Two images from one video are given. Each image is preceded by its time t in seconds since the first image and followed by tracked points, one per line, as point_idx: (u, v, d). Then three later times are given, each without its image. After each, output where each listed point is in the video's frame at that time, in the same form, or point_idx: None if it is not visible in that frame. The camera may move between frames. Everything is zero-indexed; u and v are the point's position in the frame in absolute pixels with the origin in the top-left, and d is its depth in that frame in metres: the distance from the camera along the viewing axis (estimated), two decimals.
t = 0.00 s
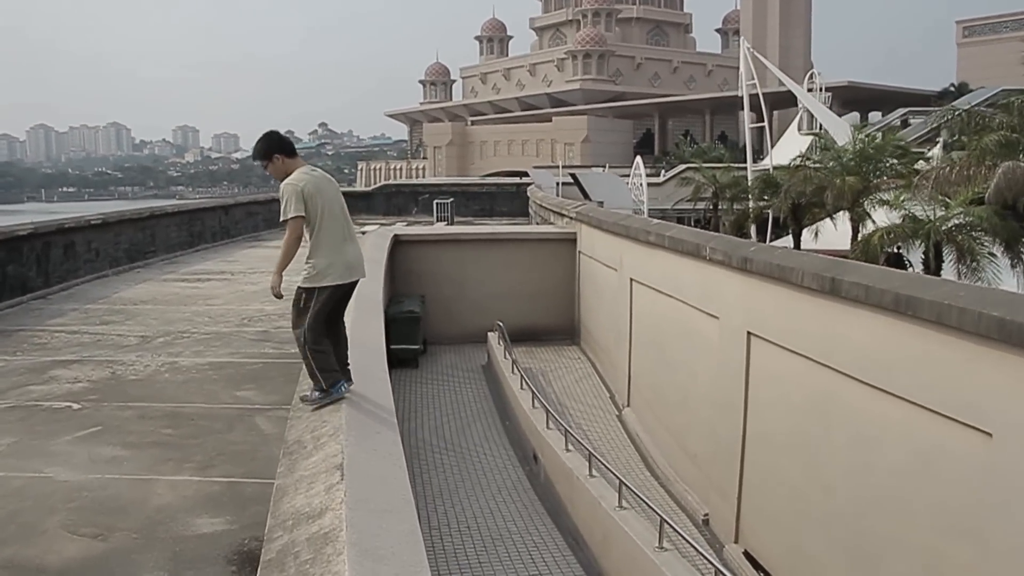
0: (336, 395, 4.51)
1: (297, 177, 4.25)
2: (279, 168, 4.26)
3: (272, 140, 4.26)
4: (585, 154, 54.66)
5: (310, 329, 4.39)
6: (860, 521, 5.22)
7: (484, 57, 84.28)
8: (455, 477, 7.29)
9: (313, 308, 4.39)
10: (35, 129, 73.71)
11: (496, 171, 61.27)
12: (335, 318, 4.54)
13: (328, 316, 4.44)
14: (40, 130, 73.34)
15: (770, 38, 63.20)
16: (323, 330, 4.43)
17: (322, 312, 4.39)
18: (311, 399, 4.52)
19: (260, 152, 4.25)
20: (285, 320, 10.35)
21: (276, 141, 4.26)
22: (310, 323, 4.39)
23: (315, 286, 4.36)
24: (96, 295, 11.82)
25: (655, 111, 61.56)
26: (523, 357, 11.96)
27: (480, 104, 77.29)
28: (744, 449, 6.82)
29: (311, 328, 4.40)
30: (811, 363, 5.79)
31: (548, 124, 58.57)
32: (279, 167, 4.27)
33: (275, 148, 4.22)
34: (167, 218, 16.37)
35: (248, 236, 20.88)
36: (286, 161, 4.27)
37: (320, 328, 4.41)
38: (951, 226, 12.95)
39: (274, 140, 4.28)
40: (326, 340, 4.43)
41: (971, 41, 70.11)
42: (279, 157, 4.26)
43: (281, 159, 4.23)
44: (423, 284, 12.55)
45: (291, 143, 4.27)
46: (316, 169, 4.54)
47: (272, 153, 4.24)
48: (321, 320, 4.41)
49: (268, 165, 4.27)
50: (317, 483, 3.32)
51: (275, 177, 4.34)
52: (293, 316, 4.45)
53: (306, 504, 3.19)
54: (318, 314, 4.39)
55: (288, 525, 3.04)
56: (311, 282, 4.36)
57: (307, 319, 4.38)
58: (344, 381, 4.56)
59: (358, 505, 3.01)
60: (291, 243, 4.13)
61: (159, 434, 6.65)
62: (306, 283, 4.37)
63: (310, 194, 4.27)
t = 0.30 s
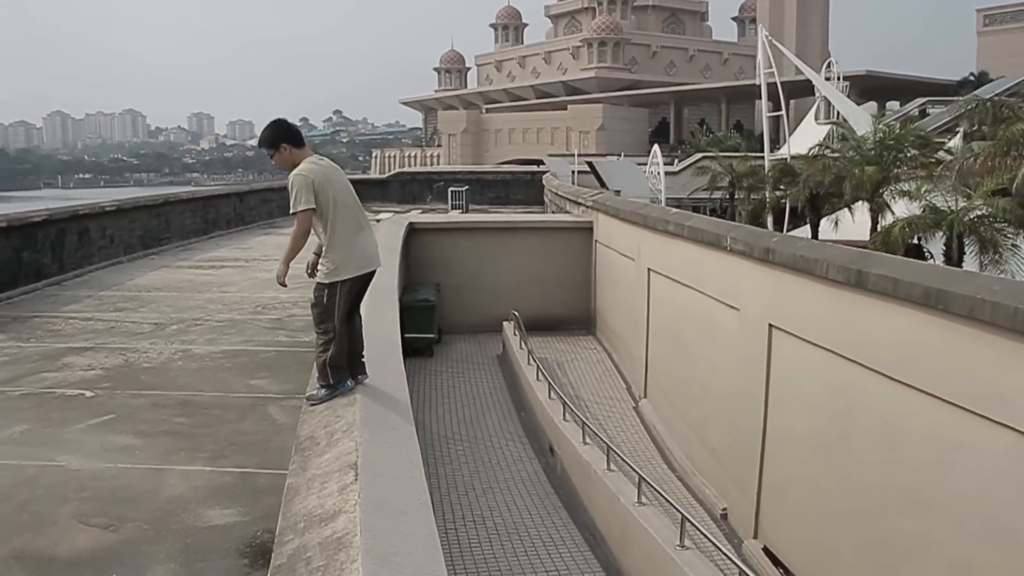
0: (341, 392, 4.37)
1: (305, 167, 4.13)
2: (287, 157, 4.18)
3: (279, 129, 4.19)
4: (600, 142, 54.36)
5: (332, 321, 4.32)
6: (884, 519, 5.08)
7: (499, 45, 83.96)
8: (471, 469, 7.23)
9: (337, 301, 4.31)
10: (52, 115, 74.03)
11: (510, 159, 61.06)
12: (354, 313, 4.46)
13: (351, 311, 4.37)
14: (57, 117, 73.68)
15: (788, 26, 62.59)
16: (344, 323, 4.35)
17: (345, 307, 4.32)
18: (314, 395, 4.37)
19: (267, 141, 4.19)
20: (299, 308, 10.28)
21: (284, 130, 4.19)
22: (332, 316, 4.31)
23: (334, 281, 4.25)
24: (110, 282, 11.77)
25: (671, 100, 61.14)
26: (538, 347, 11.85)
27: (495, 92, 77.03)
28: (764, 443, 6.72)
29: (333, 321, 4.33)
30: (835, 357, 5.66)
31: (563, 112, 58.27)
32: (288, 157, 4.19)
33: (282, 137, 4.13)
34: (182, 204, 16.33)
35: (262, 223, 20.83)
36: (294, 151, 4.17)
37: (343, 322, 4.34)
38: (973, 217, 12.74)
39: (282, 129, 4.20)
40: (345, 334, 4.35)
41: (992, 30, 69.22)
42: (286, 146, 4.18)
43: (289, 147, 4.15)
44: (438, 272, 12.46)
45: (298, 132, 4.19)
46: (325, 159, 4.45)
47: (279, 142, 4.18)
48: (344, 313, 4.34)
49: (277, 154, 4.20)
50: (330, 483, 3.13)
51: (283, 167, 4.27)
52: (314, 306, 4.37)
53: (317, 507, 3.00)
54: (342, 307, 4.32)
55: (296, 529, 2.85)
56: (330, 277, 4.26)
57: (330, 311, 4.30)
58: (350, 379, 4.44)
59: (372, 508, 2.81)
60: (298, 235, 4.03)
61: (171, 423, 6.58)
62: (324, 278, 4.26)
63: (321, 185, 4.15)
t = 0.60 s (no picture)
0: (363, 386, 4.28)
1: (319, 161, 4.01)
2: (300, 152, 4.04)
3: (291, 122, 4.03)
4: (625, 130, 53.95)
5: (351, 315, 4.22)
6: (920, 518, 4.93)
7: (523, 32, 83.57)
8: (495, 461, 7.16)
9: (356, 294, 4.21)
10: (80, 103, 74.71)
11: (534, 146, 60.80)
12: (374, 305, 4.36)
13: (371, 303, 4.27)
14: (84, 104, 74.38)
15: (816, 11, 61.74)
16: (363, 317, 4.25)
17: (365, 300, 4.22)
18: (336, 391, 4.27)
19: (279, 134, 4.03)
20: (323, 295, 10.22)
21: (296, 123, 4.03)
22: (351, 310, 4.21)
23: (354, 274, 4.15)
24: (136, 269, 11.79)
25: (696, 87, 60.56)
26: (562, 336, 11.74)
27: (519, 79, 76.71)
28: (794, 437, 6.59)
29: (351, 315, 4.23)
30: (869, 350, 5.51)
31: (588, 99, 57.89)
32: (300, 151, 4.05)
33: (293, 131, 3.99)
34: (207, 191, 16.34)
35: (286, 210, 20.84)
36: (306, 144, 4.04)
37: (363, 315, 4.24)
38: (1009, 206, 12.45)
39: (294, 122, 4.05)
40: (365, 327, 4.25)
41: None
42: (298, 140, 4.03)
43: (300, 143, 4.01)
44: (461, 260, 12.37)
45: (310, 126, 4.03)
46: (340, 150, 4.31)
47: (292, 137, 4.03)
48: (363, 307, 4.24)
49: (289, 148, 4.06)
50: (353, 483, 2.98)
51: (296, 161, 4.13)
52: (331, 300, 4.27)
53: (339, 508, 2.85)
54: (361, 300, 4.22)
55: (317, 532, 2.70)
56: (349, 270, 4.16)
57: (349, 305, 4.21)
58: (371, 373, 4.35)
59: (395, 510, 2.65)
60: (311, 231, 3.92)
61: (195, 411, 6.53)
62: (344, 271, 4.17)
63: (336, 178, 4.03)
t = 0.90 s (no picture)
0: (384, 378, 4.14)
1: (330, 155, 3.89)
2: (309, 151, 3.92)
3: (297, 122, 3.90)
4: (650, 116, 53.48)
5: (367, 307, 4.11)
6: (958, 518, 4.78)
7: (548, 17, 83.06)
8: (519, 452, 7.08)
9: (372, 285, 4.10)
10: (108, 88, 75.26)
11: (559, 132, 60.46)
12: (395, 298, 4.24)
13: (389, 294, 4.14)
14: (112, 88, 74.93)
15: None
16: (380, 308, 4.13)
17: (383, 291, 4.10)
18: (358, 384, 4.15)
19: (285, 135, 3.91)
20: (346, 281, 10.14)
21: (302, 123, 3.91)
22: (367, 301, 4.10)
23: (371, 265, 4.04)
24: (160, 253, 11.78)
25: (723, 73, 59.91)
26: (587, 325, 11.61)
27: (543, 64, 76.28)
28: (824, 431, 6.45)
29: (368, 306, 4.11)
30: (905, 344, 5.37)
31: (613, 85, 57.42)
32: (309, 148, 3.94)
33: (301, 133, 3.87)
34: (231, 175, 16.31)
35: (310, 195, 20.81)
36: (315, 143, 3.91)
37: (380, 307, 4.12)
38: None
39: (300, 122, 3.92)
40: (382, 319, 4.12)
41: None
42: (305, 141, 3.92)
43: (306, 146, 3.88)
44: (487, 247, 12.27)
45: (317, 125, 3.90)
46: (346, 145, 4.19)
47: (299, 136, 3.91)
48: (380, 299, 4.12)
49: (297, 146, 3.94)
50: (375, 486, 2.75)
51: (305, 161, 4.00)
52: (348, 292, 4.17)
53: (361, 511, 2.62)
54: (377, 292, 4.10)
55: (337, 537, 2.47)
56: (368, 260, 4.05)
57: (365, 296, 4.09)
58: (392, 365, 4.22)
59: (419, 513, 2.45)
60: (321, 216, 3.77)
61: (216, 397, 6.45)
62: (362, 262, 4.06)
63: (349, 169, 3.91)
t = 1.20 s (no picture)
0: (401, 367, 3.89)
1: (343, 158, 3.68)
2: (321, 163, 3.67)
3: (304, 137, 3.67)
4: (675, 100, 52.94)
5: (382, 295, 3.83)
6: (998, 519, 4.61)
7: None
8: (542, 441, 7.01)
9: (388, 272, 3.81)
10: (135, 68, 75.68)
11: (583, 115, 60.00)
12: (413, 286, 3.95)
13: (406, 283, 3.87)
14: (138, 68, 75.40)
15: None
16: (395, 296, 3.86)
17: (400, 280, 3.84)
18: (373, 372, 3.89)
19: (293, 151, 3.66)
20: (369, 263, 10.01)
21: (308, 139, 3.68)
22: (382, 290, 3.82)
23: (393, 257, 3.78)
24: (184, 233, 11.73)
25: (750, 57, 59.17)
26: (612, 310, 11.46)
27: (569, 47, 75.75)
28: (853, 424, 6.30)
29: (382, 294, 3.83)
30: (941, 338, 5.21)
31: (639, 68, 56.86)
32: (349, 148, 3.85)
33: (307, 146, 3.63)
34: (255, 155, 16.22)
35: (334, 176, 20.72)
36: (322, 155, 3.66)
37: (395, 295, 3.85)
38: None
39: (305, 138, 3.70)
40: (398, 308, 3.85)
41: None
42: (313, 157, 3.66)
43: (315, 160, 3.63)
44: (511, 230, 12.16)
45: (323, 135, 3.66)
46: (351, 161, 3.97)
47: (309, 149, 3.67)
48: (396, 287, 3.84)
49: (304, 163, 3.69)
50: (395, 482, 2.28)
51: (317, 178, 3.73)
52: (358, 279, 3.87)
53: (377, 513, 2.15)
54: (392, 280, 3.82)
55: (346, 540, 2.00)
56: (389, 251, 3.79)
57: (381, 284, 3.81)
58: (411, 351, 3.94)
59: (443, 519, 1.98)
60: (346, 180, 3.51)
61: (237, 379, 6.29)
62: (384, 252, 3.79)
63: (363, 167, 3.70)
